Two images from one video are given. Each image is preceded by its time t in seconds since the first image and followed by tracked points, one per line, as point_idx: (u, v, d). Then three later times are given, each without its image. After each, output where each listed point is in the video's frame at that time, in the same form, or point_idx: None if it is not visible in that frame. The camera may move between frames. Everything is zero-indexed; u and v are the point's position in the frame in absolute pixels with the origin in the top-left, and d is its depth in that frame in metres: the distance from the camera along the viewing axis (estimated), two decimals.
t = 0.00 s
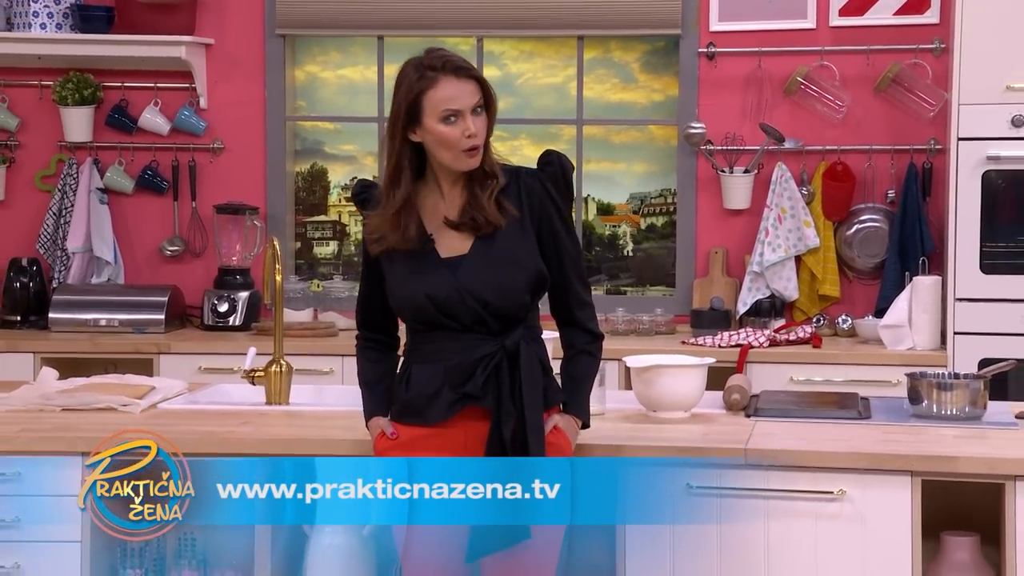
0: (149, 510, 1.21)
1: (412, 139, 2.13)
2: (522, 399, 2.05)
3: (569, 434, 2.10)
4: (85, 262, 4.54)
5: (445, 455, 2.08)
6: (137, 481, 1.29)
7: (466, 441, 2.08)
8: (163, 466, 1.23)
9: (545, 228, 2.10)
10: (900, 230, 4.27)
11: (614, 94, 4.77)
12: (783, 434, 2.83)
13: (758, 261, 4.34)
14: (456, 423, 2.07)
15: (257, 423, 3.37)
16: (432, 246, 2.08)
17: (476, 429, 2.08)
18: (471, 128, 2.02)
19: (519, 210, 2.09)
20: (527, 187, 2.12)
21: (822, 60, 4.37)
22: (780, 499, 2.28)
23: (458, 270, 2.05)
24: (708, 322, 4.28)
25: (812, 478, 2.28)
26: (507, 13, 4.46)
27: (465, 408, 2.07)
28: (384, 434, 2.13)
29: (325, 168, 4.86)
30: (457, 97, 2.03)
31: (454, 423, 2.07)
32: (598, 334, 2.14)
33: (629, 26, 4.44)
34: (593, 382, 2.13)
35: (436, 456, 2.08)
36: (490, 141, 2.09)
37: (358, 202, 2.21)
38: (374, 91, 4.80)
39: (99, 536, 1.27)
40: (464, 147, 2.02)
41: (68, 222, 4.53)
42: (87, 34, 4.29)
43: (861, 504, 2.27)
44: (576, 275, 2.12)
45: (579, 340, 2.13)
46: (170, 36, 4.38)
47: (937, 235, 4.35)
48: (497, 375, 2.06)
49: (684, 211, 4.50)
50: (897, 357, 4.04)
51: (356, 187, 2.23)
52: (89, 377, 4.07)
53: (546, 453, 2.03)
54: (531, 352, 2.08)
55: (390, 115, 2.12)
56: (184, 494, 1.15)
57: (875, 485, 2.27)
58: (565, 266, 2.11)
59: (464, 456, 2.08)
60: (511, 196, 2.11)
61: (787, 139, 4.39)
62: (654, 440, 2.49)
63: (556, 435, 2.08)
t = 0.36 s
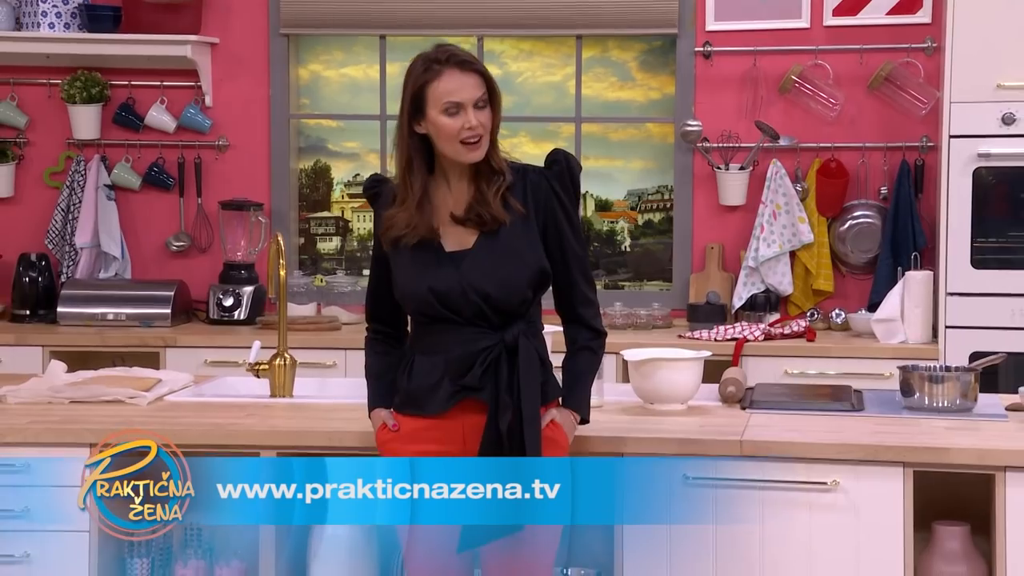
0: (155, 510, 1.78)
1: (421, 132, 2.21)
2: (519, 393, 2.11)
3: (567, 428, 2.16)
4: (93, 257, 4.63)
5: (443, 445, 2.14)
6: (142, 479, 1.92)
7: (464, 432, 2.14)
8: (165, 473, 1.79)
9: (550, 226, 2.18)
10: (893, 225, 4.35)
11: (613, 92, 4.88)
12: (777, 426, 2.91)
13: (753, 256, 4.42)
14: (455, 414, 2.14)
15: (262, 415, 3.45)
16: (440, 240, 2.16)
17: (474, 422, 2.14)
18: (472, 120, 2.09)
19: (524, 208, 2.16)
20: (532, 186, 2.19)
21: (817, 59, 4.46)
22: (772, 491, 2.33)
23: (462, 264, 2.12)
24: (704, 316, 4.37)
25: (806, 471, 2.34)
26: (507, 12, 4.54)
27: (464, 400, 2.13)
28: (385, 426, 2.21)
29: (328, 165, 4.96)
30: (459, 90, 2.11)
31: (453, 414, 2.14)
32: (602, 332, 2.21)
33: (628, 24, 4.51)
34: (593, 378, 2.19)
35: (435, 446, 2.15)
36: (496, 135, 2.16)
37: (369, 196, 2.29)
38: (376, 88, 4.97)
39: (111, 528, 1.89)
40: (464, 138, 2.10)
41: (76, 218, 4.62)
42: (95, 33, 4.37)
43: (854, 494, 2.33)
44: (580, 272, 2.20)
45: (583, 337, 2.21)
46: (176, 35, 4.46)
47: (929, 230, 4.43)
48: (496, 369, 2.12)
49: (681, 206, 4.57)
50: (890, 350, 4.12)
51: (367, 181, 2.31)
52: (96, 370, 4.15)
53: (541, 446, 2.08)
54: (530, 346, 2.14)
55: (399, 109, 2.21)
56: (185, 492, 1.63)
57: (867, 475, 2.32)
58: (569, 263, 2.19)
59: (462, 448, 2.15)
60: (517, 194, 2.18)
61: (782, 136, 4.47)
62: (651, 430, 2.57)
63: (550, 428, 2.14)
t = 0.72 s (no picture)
0: (155, 510, 1.70)
1: (426, 126, 2.28)
2: (528, 388, 2.17)
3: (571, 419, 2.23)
4: (101, 254, 4.72)
5: (453, 440, 2.20)
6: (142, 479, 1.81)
7: (474, 427, 2.20)
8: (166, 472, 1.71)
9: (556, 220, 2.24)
10: (885, 221, 4.44)
11: (610, 92, 4.97)
12: (772, 419, 2.99)
13: (748, 252, 4.50)
14: (466, 409, 2.19)
15: (266, 408, 3.54)
16: (445, 231, 2.21)
17: (483, 417, 2.20)
18: (469, 110, 2.16)
19: (530, 204, 2.21)
20: (537, 180, 2.24)
21: (811, 59, 4.54)
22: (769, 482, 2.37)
23: (470, 259, 2.17)
24: (700, 311, 4.46)
25: (801, 462, 2.39)
26: (506, 13, 4.61)
27: (473, 395, 2.19)
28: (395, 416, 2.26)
29: (332, 162, 5.08)
30: (458, 80, 2.18)
31: (463, 408, 2.19)
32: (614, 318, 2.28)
33: (626, 24, 4.59)
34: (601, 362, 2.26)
35: (445, 440, 2.20)
36: (499, 128, 2.22)
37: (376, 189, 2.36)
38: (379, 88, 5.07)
39: (112, 530, 1.82)
40: (463, 128, 2.16)
41: (84, 215, 4.70)
42: (103, 33, 4.45)
43: (847, 486, 2.37)
44: (586, 261, 2.27)
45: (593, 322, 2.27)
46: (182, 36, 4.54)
47: (921, 227, 4.52)
48: (504, 365, 2.19)
49: (677, 204, 4.66)
50: (882, 344, 4.21)
51: (373, 177, 2.38)
52: (104, 364, 4.23)
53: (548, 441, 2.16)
54: (536, 342, 2.20)
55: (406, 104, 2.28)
56: (185, 491, 1.56)
57: (861, 467, 2.37)
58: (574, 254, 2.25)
59: (471, 441, 2.21)
60: (523, 189, 2.23)
61: (777, 135, 4.56)
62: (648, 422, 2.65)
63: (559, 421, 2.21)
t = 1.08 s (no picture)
0: (154, 510, 1.97)
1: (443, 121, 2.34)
2: (538, 379, 2.17)
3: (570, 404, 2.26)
4: (107, 250, 4.79)
5: (461, 428, 2.17)
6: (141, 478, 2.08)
7: (482, 415, 2.18)
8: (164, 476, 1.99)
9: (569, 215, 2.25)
10: (877, 218, 4.53)
11: (607, 91, 5.07)
12: (766, 412, 3.08)
13: (743, 249, 4.59)
14: (476, 398, 2.18)
15: (270, 401, 3.62)
16: (458, 223, 2.22)
17: (491, 406, 2.18)
18: (477, 99, 2.21)
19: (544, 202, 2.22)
20: (552, 180, 2.26)
21: (804, 58, 4.62)
22: (764, 474, 2.43)
23: (484, 250, 2.17)
24: (696, 306, 4.52)
25: (796, 454, 2.45)
26: (504, 14, 4.69)
27: (483, 384, 2.17)
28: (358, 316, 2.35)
29: (333, 161, 5.25)
30: (471, 70, 2.24)
31: (473, 398, 2.18)
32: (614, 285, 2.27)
33: (623, 24, 4.67)
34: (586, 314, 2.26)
35: (452, 427, 2.18)
36: (513, 124, 2.26)
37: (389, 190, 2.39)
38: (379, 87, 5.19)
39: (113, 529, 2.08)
40: (470, 117, 2.21)
41: (91, 212, 4.78)
42: (109, 33, 4.53)
43: (840, 477, 2.44)
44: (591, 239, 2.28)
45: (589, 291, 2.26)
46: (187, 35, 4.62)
47: (912, 223, 4.61)
48: (515, 355, 2.17)
49: (673, 200, 4.74)
50: (874, 338, 4.29)
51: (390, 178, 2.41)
52: (110, 358, 4.31)
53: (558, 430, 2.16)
54: (547, 334, 2.20)
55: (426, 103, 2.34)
56: (186, 491, 1.83)
57: (854, 459, 2.43)
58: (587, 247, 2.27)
59: (477, 434, 2.18)
60: (537, 187, 2.24)
61: (771, 133, 4.64)
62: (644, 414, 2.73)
63: (562, 400, 2.23)
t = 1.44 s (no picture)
0: (154, 511, 2.14)
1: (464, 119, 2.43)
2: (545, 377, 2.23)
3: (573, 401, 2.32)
4: (113, 246, 4.89)
5: (467, 423, 2.23)
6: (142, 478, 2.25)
7: (489, 410, 2.24)
8: (163, 476, 2.15)
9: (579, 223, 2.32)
10: (868, 215, 4.61)
11: (604, 90, 5.18)
12: (758, 405, 3.17)
13: (737, 246, 4.67)
14: (482, 393, 2.23)
15: (273, 395, 3.70)
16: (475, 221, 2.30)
17: (497, 402, 2.24)
18: (503, 101, 2.29)
19: (560, 203, 2.32)
20: (571, 183, 2.35)
21: (797, 59, 4.71)
22: (756, 467, 2.50)
23: (498, 247, 2.25)
24: (690, 302, 4.61)
25: (787, 447, 2.50)
26: (503, 15, 4.78)
27: (491, 379, 2.23)
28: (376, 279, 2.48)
29: (335, 159, 5.36)
30: (496, 73, 2.32)
31: (480, 393, 2.23)
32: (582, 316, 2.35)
33: (619, 25, 4.76)
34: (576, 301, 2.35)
35: (459, 422, 2.24)
36: (535, 126, 2.35)
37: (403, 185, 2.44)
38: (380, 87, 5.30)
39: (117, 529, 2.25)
40: (497, 118, 2.30)
41: (97, 210, 4.87)
42: (115, 34, 4.62)
43: (831, 470, 2.48)
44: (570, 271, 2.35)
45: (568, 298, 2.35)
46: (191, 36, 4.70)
47: (903, 220, 4.70)
48: (523, 351, 2.24)
49: (669, 198, 4.82)
50: (866, 333, 4.38)
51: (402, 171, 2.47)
52: (116, 353, 4.39)
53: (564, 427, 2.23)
54: (555, 333, 2.28)
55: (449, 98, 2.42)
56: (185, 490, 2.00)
57: (845, 452, 2.47)
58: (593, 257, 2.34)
59: (484, 428, 2.24)
60: (556, 188, 2.34)
61: (765, 132, 4.72)
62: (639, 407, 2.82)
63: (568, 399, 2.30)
